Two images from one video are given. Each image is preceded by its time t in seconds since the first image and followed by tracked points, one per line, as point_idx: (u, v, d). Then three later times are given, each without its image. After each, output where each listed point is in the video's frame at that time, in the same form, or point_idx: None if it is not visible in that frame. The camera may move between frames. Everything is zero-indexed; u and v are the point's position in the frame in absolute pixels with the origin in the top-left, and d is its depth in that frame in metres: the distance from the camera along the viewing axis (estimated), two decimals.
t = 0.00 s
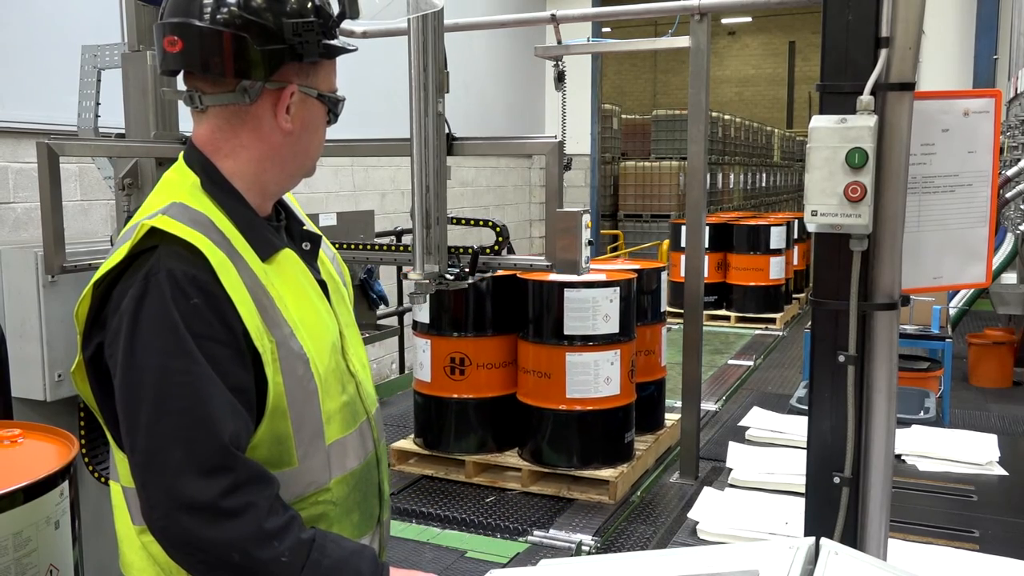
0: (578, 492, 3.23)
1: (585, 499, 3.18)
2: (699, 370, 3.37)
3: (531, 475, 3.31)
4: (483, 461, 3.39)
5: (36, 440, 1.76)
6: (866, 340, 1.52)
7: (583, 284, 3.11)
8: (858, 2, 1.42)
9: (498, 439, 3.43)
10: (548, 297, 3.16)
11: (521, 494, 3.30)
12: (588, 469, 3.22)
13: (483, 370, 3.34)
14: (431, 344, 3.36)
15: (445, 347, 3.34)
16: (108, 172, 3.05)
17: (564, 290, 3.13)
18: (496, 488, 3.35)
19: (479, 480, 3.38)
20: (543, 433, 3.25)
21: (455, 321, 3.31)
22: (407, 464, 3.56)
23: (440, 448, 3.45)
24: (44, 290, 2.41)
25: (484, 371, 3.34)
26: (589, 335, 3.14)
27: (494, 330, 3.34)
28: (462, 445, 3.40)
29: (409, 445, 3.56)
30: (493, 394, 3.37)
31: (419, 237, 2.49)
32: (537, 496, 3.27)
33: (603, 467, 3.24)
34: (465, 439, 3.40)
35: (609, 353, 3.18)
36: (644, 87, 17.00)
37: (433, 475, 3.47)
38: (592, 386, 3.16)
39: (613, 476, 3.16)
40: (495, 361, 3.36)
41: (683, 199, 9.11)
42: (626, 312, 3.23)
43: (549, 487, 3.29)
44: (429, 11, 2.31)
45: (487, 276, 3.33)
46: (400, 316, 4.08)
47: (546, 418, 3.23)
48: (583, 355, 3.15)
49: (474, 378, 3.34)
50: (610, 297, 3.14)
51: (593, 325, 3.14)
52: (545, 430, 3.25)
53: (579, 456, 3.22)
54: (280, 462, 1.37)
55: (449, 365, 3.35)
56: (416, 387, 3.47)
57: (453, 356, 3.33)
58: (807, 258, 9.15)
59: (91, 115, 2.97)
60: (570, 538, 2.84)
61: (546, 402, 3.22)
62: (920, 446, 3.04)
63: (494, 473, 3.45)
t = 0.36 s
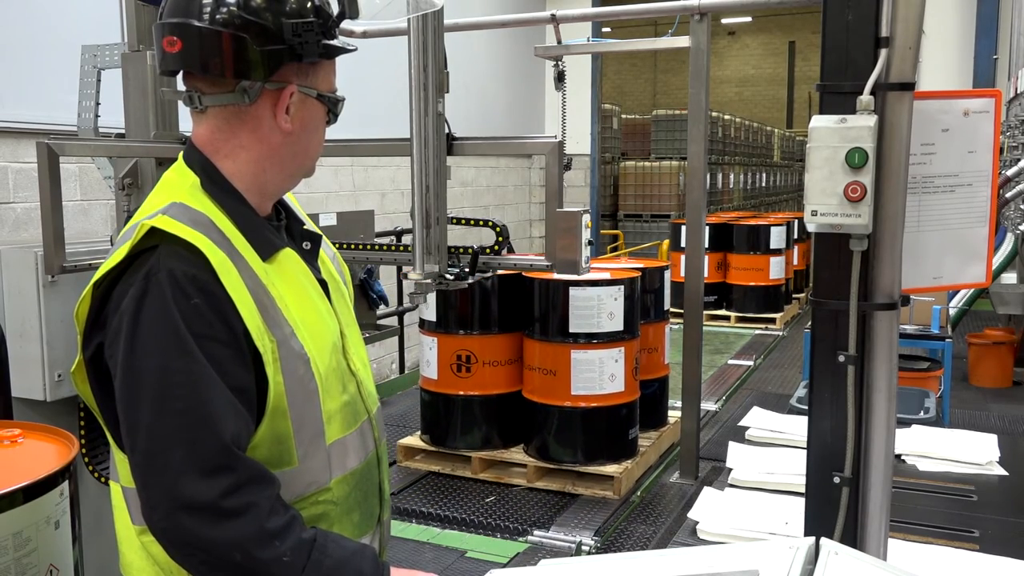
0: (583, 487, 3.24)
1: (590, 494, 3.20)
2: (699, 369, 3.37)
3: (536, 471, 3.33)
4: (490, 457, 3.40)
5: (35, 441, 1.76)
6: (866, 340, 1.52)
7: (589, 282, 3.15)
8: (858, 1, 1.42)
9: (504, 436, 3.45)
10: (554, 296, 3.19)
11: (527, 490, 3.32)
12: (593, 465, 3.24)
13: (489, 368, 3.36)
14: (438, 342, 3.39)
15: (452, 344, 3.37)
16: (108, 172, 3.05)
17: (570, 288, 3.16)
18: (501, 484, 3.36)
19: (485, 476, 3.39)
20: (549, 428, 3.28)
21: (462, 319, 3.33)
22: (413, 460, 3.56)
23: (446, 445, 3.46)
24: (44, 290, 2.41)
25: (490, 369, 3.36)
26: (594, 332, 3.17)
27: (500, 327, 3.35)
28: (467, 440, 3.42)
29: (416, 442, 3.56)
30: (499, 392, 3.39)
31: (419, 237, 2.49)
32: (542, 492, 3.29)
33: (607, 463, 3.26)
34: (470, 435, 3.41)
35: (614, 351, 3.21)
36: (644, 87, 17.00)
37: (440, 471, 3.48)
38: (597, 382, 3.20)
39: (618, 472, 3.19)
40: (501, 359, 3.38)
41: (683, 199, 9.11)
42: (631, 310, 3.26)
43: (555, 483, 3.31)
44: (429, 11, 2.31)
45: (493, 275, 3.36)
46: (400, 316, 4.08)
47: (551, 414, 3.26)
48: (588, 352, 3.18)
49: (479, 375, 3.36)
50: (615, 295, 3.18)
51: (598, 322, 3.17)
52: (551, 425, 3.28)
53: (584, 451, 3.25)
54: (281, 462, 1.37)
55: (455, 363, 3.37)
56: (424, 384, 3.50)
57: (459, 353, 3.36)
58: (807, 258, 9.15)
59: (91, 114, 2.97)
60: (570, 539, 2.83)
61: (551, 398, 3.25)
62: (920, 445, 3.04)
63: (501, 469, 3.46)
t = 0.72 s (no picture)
0: (587, 484, 3.28)
1: (595, 490, 3.23)
2: (699, 370, 3.37)
3: (541, 467, 3.35)
4: (495, 454, 3.42)
5: (37, 441, 1.75)
6: (866, 340, 1.52)
7: (593, 281, 3.16)
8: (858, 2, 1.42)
9: (508, 433, 3.46)
10: (558, 293, 3.20)
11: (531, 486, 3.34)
12: (597, 461, 3.26)
13: (494, 365, 3.37)
14: (444, 340, 3.39)
15: (458, 342, 3.37)
16: (108, 173, 3.05)
17: (574, 286, 3.17)
18: (506, 480, 3.38)
19: (490, 472, 3.41)
20: (554, 425, 3.29)
21: (467, 316, 3.33)
22: (419, 457, 3.58)
23: (452, 441, 3.48)
24: (44, 290, 2.41)
25: (495, 366, 3.36)
26: (598, 330, 3.18)
27: (506, 325, 3.35)
28: (472, 435, 3.43)
29: (422, 439, 3.59)
30: (504, 389, 3.40)
31: (419, 237, 2.49)
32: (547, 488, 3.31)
33: (611, 460, 3.28)
34: (475, 432, 3.43)
35: (618, 349, 3.21)
36: (644, 87, 16.99)
37: (447, 467, 3.50)
38: (602, 379, 3.20)
39: (622, 468, 3.21)
40: (505, 356, 3.38)
41: (683, 199, 9.10)
42: (636, 308, 3.27)
43: (559, 479, 3.34)
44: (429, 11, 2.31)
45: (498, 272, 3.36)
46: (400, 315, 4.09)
47: (556, 411, 3.27)
48: (593, 350, 3.19)
49: (484, 373, 3.37)
50: (619, 294, 3.19)
51: (603, 320, 3.18)
52: (556, 422, 3.28)
53: (588, 448, 3.26)
54: (283, 460, 1.37)
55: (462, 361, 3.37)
56: (430, 382, 3.49)
57: (465, 351, 3.36)
58: (807, 258, 9.15)
59: (91, 114, 2.97)
60: (570, 539, 2.83)
61: (556, 396, 3.26)
62: (920, 445, 3.04)
63: (505, 465, 3.48)
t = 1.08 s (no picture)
0: (587, 483, 3.28)
1: (595, 490, 3.23)
2: (699, 369, 3.37)
3: (541, 467, 3.35)
4: (495, 453, 3.42)
5: (65, 434, 1.76)
6: (866, 340, 1.52)
7: (593, 280, 3.16)
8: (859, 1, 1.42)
9: (509, 432, 3.46)
10: (559, 293, 3.20)
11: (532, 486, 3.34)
12: (597, 461, 3.26)
13: (495, 365, 3.37)
14: (445, 340, 3.39)
15: (458, 342, 3.37)
16: (108, 173, 3.05)
17: (575, 286, 3.17)
18: (506, 480, 3.38)
19: (491, 472, 3.42)
20: (555, 424, 3.29)
21: (467, 316, 3.33)
22: (420, 457, 3.58)
23: (453, 441, 3.48)
24: (44, 291, 2.42)
25: (496, 366, 3.36)
26: (599, 329, 3.18)
27: (507, 325, 3.35)
28: (472, 434, 3.43)
29: (423, 439, 3.59)
30: (504, 388, 3.40)
31: (419, 236, 2.48)
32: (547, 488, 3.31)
33: (611, 459, 3.28)
34: (475, 431, 3.43)
35: (618, 348, 3.21)
36: (644, 87, 17.00)
37: (447, 467, 3.50)
38: (602, 379, 3.20)
39: (622, 467, 3.21)
40: (506, 356, 3.38)
41: (683, 199, 9.10)
42: (636, 308, 3.27)
43: (560, 479, 3.34)
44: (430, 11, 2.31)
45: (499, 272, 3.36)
46: (400, 315, 4.08)
47: (556, 410, 3.27)
48: (593, 349, 3.19)
49: (485, 373, 3.37)
50: (620, 293, 3.19)
51: (603, 320, 3.18)
52: (556, 421, 3.28)
53: (588, 447, 3.26)
54: (280, 460, 1.37)
55: (462, 360, 3.37)
56: (431, 382, 3.49)
57: (466, 351, 3.36)
58: (807, 259, 9.15)
59: (91, 114, 2.97)
60: (570, 538, 2.83)
61: (556, 395, 3.26)
62: (920, 445, 3.04)
63: (506, 465, 3.48)
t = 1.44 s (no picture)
0: (587, 483, 3.28)
1: (595, 490, 3.23)
2: (699, 369, 3.37)
3: (541, 467, 3.35)
4: (495, 453, 3.42)
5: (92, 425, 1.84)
6: (866, 340, 1.52)
7: (593, 280, 3.16)
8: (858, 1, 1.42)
9: (509, 432, 3.46)
10: (559, 292, 3.20)
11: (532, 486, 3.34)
12: (597, 461, 3.26)
13: (495, 365, 3.37)
14: (445, 340, 3.39)
15: (458, 342, 3.36)
16: (108, 173, 3.05)
17: (575, 286, 3.17)
18: (507, 480, 3.38)
19: (491, 472, 3.42)
20: (555, 424, 3.29)
21: (468, 316, 3.33)
22: (420, 457, 3.58)
23: (452, 441, 3.48)
24: (44, 291, 2.45)
25: (496, 366, 3.36)
26: (599, 329, 3.18)
27: (506, 325, 3.35)
28: (472, 434, 3.43)
29: (423, 438, 3.59)
30: (504, 388, 3.40)
31: (419, 236, 2.48)
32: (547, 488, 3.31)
33: (611, 459, 3.28)
34: (476, 431, 3.43)
35: (618, 348, 3.21)
36: (644, 87, 17.00)
37: (447, 467, 3.50)
38: (602, 379, 3.20)
39: (622, 467, 3.21)
40: (506, 356, 3.38)
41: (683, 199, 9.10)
42: (635, 308, 3.27)
43: (560, 479, 3.34)
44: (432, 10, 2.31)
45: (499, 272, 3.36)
46: (400, 315, 4.08)
47: (556, 410, 3.27)
48: (593, 349, 3.19)
49: (485, 372, 3.36)
50: (619, 293, 3.19)
51: (603, 319, 3.18)
52: (556, 421, 3.28)
53: (589, 447, 3.26)
54: (293, 459, 1.37)
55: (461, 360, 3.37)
56: (431, 381, 3.48)
57: (466, 351, 3.36)
58: (807, 259, 9.15)
59: (91, 114, 2.97)
60: (570, 538, 2.83)
61: (556, 395, 3.26)
62: (921, 445, 3.04)
63: (506, 465, 3.48)
